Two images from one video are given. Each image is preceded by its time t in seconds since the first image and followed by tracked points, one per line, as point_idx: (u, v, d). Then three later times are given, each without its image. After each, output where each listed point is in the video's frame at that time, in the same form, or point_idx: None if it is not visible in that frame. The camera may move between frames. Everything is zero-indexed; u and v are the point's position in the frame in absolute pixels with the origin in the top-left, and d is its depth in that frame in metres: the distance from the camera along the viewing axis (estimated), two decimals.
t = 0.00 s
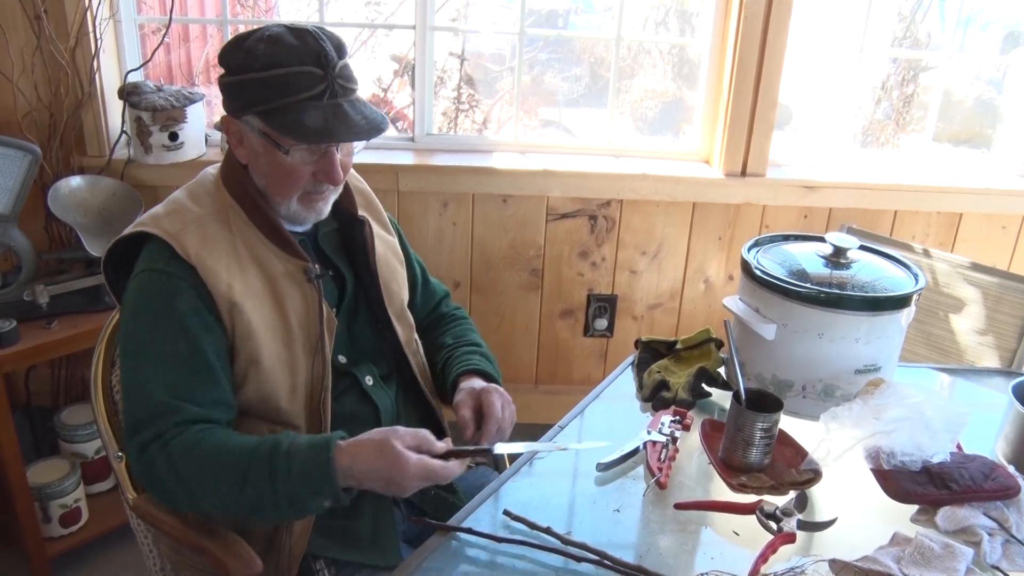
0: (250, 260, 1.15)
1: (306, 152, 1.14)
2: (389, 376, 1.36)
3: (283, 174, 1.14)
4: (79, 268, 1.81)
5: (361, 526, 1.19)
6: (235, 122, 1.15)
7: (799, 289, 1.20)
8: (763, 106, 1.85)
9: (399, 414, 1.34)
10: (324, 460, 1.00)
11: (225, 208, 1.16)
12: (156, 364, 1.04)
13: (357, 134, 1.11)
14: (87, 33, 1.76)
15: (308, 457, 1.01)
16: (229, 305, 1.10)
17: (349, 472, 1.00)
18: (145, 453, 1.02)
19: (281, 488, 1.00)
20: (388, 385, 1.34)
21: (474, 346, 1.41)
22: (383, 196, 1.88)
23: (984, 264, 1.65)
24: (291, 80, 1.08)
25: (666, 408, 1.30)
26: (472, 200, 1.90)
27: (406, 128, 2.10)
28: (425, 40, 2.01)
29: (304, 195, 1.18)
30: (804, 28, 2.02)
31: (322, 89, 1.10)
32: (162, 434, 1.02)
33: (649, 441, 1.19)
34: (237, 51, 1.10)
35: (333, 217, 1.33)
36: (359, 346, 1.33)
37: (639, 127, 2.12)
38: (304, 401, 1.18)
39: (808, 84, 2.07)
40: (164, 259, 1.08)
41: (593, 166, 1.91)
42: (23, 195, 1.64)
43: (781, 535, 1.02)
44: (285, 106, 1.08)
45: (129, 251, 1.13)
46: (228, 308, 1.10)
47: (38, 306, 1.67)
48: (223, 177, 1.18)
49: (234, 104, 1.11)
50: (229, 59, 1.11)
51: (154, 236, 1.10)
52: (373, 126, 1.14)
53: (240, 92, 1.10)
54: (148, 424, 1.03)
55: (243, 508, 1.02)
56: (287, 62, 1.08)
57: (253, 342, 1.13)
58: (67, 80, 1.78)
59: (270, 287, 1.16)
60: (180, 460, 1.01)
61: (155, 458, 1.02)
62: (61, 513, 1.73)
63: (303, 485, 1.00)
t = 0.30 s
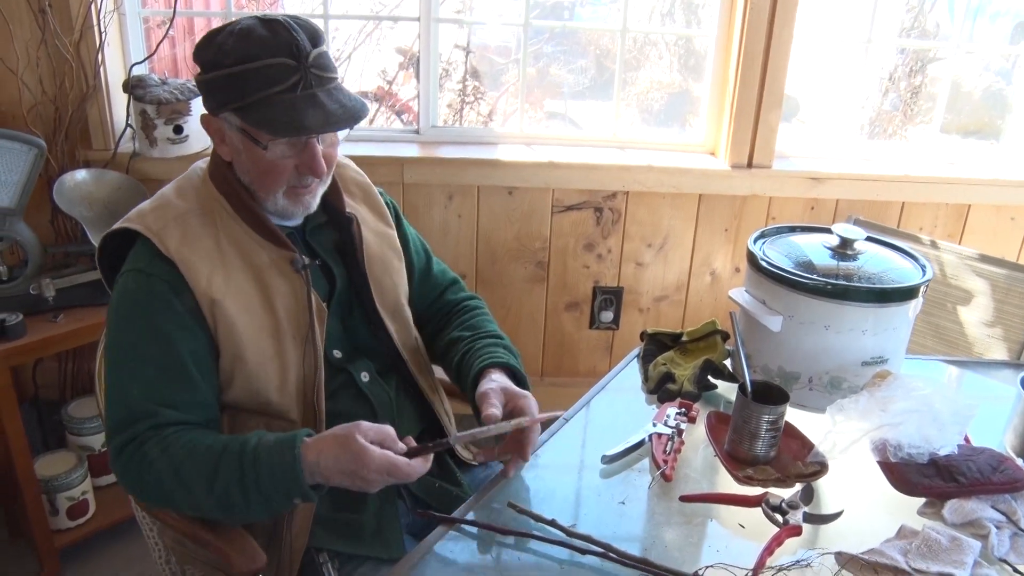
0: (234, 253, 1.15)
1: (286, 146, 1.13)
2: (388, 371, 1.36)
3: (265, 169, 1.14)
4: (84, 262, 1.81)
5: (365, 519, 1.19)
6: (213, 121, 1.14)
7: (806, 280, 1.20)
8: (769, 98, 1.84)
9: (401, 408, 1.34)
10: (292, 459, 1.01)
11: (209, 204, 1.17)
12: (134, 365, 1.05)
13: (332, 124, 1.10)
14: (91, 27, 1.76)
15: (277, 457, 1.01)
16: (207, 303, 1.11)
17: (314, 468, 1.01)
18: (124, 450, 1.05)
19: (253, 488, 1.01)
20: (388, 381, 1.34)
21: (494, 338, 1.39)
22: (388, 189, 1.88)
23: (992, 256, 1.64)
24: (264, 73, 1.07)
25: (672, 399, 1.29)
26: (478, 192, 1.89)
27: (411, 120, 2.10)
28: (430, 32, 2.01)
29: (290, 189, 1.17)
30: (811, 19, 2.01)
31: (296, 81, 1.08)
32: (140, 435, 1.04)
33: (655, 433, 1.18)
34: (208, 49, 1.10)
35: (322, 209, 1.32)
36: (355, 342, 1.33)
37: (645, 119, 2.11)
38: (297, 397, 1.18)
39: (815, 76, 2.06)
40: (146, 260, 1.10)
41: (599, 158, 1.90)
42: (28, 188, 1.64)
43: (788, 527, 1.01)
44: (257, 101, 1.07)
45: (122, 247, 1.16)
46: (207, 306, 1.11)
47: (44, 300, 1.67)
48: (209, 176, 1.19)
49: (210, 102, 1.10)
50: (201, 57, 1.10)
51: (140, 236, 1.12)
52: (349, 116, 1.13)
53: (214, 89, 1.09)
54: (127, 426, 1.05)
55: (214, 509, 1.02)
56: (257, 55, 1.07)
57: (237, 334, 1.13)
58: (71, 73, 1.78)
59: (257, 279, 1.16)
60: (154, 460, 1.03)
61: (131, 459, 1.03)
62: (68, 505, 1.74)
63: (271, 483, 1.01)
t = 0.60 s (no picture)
0: (229, 251, 1.16)
1: (276, 150, 1.13)
2: (389, 369, 1.37)
3: (257, 173, 1.14)
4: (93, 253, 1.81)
5: (368, 514, 1.20)
6: (205, 121, 1.14)
7: (812, 275, 1.19)
8: (779, 91, 1.83)
9: (404, 406, 1.35)
10: (282, 456, 1.02)
11: (205, 202, 1.18)
12: (128, 366, 1.07)
13: (319, 129, 1.10)
14: (100, 19, 1.75)
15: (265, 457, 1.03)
16: (198, 305, 1.12)
17: (298, 470, 1.01)
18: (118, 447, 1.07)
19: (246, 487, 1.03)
20: (390, 380, 1.35)
21: (507, 331, 1.41)
22: (397, 182, 1.88)
23: (1004, 251, 1.63)
24: (251, 76, 1.06)
25: (678, 394, 1.28)
26: (485, 185, 1.89)
27: (419, 113, 2.10)
28: (438, 24, 2.00)
29: (283, 190, 1.17)
30: (823, 12, 1.99)
31: (283, 83, 1.07)
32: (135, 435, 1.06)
33: (660, 429, 1.18)
34: (196, 50, 1.09)
35: (320, 207, 1.31)
36: (355, 342, 1.34)
37: (655, 113, 2.10)
38: (292, 394, 1.20)
39: (827, 70, 2.04)
40: (139, 261, 1.11)
41: (607, 151, 1.89)
42: (37, 180, 1.65)
43: (792, 524, 1.01)
44: (244, 105, 1.07)
45: (120, 243, 1.17)
46: (198, 308, 1.12)
47: (52, 291, 1.67)
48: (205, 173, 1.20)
49: (200, 104, 1.11)
50: (190, 59, 1.10)
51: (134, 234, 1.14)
52: (338, 120, 1.13)
53: (204, 92, 1.09)
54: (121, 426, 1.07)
55: (205, 509, 1.03)
56: (244, 58, 1.06)
57: (231, 332, 1.14)
58: (80, 65, 1.78)
59: (253, 277, 1.17)
60: (148, 460, 1.05)
61: (125, 459, 1.05)
62: (76, 496, 1.75)
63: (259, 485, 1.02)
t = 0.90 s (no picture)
0: (225, 248, 1.16)
1: (270, 150, 1.13)
2: (388, 368, 1.37)
3: (251, 172, 1.14)
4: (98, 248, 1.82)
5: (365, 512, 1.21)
6: (201, 118, 1.14)
7: (812, 274, 1.18)
8: (786, 87, 1.81)
9: (402, 404, 1.35)
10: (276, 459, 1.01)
11: (202, 198, 1.18)
12: (126, 363, 1.07)
13: (311, 132, 1.10)
14: (106, 15, 1.76)
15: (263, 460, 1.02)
16: (194, 302, 1.12)
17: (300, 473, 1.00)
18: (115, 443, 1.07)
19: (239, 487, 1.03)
20: (388, 378, 1.35)
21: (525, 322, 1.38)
22: (401, 178, 1.87)
23: (1012, 251, 1.61)
24: (244, 76, 1.06)
25: (677, 394, 1.28)
26: (489, 181, 1.88)
27: (424, 109, 2.09)
28: (443, 20, 2.00)
29: (278, 190, 1.17)
30: (835, 8, 1.98)
31: (276, 84, 1.07)
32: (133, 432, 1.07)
33: (657, 428, 1.17)
34: (192, 47, 1.09)
35: (319, 205, 1.32)
36: (355, 341, 1.34)
37: (663, 110, 2.09)
38: (289, 390, 1.20)
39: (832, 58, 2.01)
40: (137, 256, 1.11)
41: (612, 148, 1.88)
42: (41, 174, 1.66)
43: (787, 526, 1.00)
44: (237, 106, 1.07)
45: (120, 238, 1.18)
46: (194, 305, 1.12)
47: (55, 286, 1.68)
48: (202, 169, 1.20)
49: (194, 102, 1.11)
50: (185, 56, 1.10)
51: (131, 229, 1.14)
52: (331, 123, 1.12)
53: (198, 89, 1.09)
54: (120, 423, 1.07)
55: (202, 509, 1.03)
56: (238, 59, 1.06)
57: (227, 331, 1.14)
58: (86, 61, 1.79)
59: (249, 274, 1.17)
60: (147, 458, 1.05)
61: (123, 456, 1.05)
62: (80, 489, 1.75)
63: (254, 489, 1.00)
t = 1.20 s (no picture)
0: (225, 245, 1.16)
1: (271, 143, 1.13)
2: (385, 365, 1.36)
3: (252, 166, 1.14)
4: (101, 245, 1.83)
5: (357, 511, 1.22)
6: (202, 111, 1.14)
7: (809, 276, 1.16)
8: (791, 88, 1.80)
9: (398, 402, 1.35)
10: (292, 472, 1.02)
11: (203, 193, 1.18)
12: (130, 358, 1.08)
13: (312, 125, 1.10)
14: (111, 13, 1.77)
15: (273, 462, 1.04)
16: (196, 298, 1.12)
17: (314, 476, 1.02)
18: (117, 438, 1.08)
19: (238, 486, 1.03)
20: (384, 376, 1.35)
21: (510, 334, 1.36)
22: (403, 177, 1.87)
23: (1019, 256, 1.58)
24: (246, 69, 1.06)
25: (673, 395, 1.26)
26: (492, 181, 1.87)
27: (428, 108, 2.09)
28: (448, 19, 2.00)
29: (279, 184, 1.17)
30: (844, 9, 1.95)
31: (278, 78, 1.07)
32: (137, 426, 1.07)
33: (650, 429, 1.17)
34: (197, 39, 1.09)
35: (320, 201, 1.31)
36: (355, 340, 1.33)
37: (671, 111, 2.07)
38: (285, 385, 1.19)
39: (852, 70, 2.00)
40: (139, 250, 1.12)
41: (617, 149, 1.87)
42: (45, 171, 1.66)
43: (777, 531, 0.99)
44: (240, 98, 1.07)
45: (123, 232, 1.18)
46: (196, 301, 1.13)
47: (58, 282, 1.69)
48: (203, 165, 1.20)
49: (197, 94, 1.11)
50: (190, 48, 1.10)
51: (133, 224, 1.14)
52: (333, 117, 1.12)
53: (201, 82, 1.09)
54: (124, 417, 1.08)
55: (199, 507, 1.04)
56: (240, 51, 1.06)
57: (226, 327, 1.14)
58: (91, 59, 1.80)
59: (250, 272, 1.17)
60: (153, 453, 1.06)
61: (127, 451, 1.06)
62: (81, 484, 1.76)
63: (267, 489, 1.03)
